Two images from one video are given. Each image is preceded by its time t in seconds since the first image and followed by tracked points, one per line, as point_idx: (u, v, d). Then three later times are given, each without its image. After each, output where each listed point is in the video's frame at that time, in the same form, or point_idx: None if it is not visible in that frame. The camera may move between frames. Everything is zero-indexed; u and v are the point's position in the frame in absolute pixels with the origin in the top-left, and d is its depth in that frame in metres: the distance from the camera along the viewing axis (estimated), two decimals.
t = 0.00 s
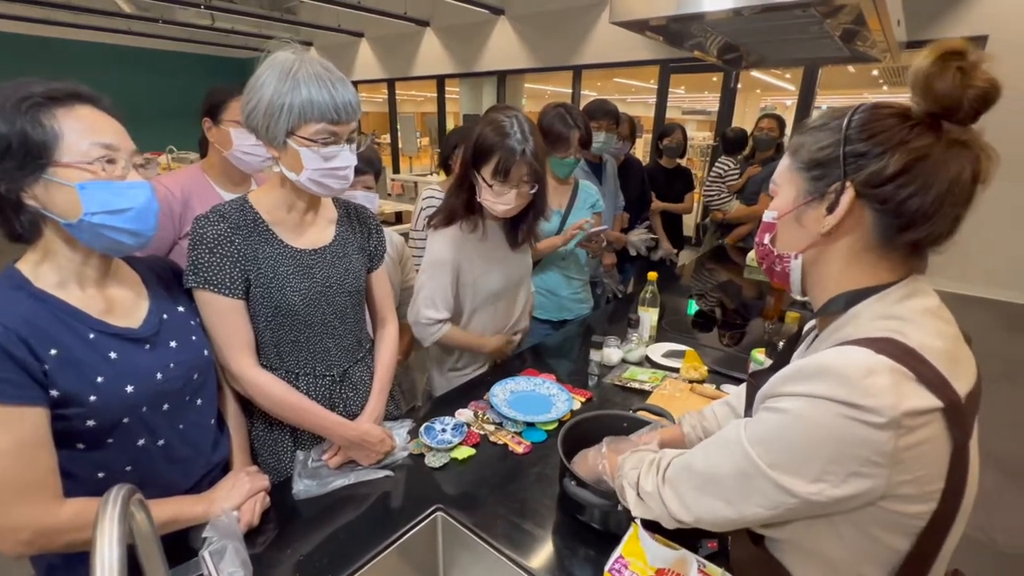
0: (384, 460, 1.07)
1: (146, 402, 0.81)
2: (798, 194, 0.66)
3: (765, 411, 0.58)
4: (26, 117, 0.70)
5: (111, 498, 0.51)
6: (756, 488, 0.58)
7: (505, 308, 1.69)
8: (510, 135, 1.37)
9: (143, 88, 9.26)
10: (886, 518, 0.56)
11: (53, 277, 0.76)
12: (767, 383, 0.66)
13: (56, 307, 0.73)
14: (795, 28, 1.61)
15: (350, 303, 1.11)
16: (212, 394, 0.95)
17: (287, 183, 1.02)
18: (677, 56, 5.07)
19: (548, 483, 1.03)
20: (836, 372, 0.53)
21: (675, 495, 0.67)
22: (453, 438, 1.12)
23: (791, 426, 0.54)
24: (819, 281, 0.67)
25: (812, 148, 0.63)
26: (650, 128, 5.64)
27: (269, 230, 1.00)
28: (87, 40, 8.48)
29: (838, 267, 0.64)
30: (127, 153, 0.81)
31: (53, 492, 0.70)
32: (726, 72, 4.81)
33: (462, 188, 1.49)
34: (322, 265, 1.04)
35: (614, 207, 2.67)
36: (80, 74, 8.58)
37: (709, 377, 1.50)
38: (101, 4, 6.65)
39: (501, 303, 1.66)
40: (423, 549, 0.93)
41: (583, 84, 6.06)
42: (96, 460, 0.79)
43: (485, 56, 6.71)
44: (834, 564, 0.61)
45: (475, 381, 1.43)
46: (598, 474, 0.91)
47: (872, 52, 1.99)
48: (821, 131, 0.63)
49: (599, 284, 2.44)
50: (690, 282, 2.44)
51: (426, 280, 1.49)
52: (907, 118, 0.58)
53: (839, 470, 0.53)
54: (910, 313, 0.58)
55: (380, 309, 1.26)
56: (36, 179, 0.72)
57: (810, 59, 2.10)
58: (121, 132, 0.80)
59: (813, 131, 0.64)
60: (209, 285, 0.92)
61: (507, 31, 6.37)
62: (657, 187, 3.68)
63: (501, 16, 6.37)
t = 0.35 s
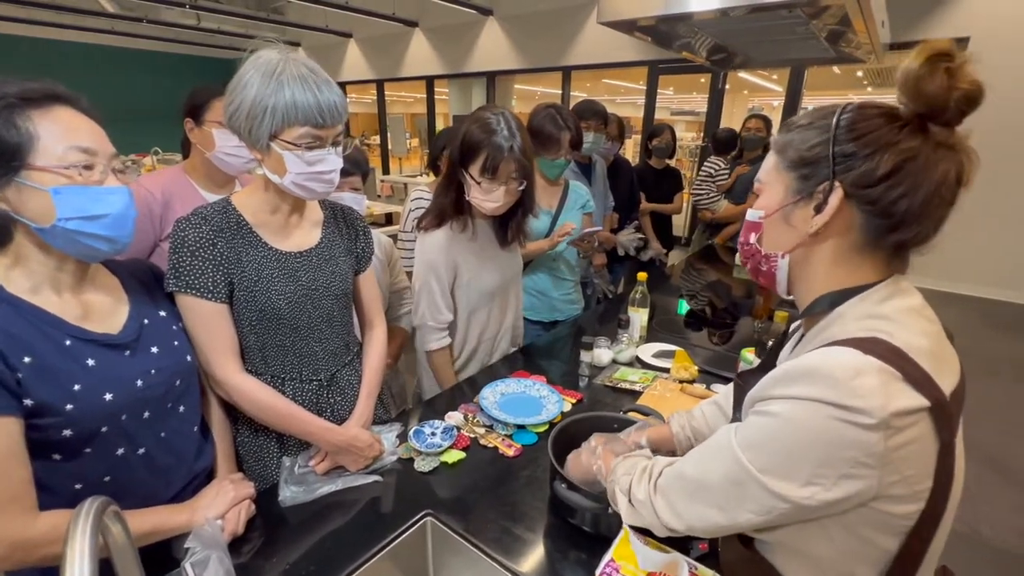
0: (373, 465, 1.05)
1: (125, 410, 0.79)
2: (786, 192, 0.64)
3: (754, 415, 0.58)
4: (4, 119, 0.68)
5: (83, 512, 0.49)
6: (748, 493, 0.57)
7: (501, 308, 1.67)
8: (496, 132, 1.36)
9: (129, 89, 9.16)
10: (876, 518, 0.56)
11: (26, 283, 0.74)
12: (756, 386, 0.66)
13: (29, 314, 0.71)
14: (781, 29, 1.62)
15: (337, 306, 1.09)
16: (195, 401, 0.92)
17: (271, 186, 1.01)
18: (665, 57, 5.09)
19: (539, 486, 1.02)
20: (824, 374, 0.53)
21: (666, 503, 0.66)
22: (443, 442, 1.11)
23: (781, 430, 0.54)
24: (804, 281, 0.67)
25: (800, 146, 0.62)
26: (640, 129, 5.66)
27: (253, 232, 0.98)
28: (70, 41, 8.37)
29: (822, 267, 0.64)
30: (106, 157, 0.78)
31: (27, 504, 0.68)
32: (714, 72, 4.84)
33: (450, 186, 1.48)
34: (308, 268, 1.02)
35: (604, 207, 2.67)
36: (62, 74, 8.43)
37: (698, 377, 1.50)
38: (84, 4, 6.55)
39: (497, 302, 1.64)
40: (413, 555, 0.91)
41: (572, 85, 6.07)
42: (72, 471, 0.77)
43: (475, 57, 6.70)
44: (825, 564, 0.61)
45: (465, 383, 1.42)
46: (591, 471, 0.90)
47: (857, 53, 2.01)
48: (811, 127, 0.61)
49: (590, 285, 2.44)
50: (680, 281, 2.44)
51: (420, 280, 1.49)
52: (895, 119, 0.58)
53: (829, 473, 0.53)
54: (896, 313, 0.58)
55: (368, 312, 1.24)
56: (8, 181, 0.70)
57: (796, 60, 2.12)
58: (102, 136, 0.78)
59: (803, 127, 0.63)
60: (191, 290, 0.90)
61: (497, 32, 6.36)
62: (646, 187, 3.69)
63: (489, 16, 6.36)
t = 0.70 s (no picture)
0: (364, 469, 1.04)
1: (109, 418, 0.77)
2: (785, 192, 0.64)
3: (751, 418, 0.57)
4: None
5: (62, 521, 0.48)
6: (746, 497, 0.57)
7: (497, 308, 1.65)
8: (488, 130, 1.36)
9: (116, 90, 9.08)
10: (872, 518, 0.56)
11: (6, 287, 0.72)
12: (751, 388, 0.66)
13: (9, 320, 0.70)
14: (770, 30, 1.63)
15: (326, 309, 1.08)
16: (181, 407, 0.91)
17: (257, 188, 0.99)
18: (655, 58, 5.12)
19: (532, 487, 1.02)
20: (822, 375, 0.53)
21: (661, 508, 0.66)
22: (435, 445, 1.10)
23: (780, 433, 0.54)
24: (799, 281, 0.67)
25: (799, 144, 0.62)
26: (630, 129, 5.68)
27: (239, 234, 0.97)
28: (56, 41, 8.30)
29: (815, 267, 0.65)
30: (89, 158, 0.77)
31: (7, 515, 0.66)
32: (703, 73, 4.87)
33: (442, 184, 1.47)
34: (296, 270, 1.01)
35: (595, 207, 2.67)
36: (45, 73, 8.30)
37: (690, 377, 1.50)
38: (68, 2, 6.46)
39: (492, 302, 1.62)
40: (408, 561, 0.90)
41: (563, 85, 6.08)
42: (52, 481, 0.75)
43: (465, 57, 6.69)
44: (821, 565, 0.60)
45: (458, 385, 1.41)
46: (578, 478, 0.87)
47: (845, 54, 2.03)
48: (813, 124, 0.61)
49: (582, 285, 2.44)
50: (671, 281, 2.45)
51: (407, 277, 1.48)
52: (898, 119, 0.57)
53: (830, 474, 0.53)
54: (890, 312, 0.58)
55: (358, 314, 1.23)
56: None
57: (785, 60, 2.13)
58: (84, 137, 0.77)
59: (807, 122, 0.62)
60: (176, 293, 0.89)
61: (487, 32, 6.36)
62: (638, 187, 3.70)
63: (480, 16, 6.35)
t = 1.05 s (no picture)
0: (357, 473, 1.03)
1: (93, 423, 0.76)
2: (778, 194, 0.64)
3: (741, 415, 0.57)
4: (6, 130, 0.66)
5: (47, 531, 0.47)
6: (736, 493, 0.57)
7: (495, 306, 1.64)
8: (484, 129, 1.35)
9: (108, 91, 9.01)
10: (864, 517, 0.56)
11: None
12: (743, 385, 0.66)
13: None
14: (762, 30, 1.63)
15: (319, 311, 1.07)
16: (170, 411, 0.90)
17: (247, 190, 0.98)
18: (648, 59, 5.13)
19: (527, 489, 1.01)
20: (810, 374, 0.53)
21: (656, 503, 0.66)
22: (429, 447, 1.09)
23: (768, 430, 0.54)
24: (794, 283, 0.67)
25: (790, 146, 0.62)
26: (623, 130, 5.70)
27: (229, 236, 0.96)
28: (44, 41, 8.20)
29: (807, 266, 0.65)
30: (97, 176, 0.77)
31: None
32: (696, 74, 4.89)
33: (439, 184, 1.46)
34: (287, 272, 1.00)
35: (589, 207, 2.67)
36: (33, 74, 8.21)
37: (685, 377, 1.51)
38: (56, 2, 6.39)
39: (486, 304, 1.61)
40: (403, 565, 0.90)
41: (556, 86, 6.09)
42: (36, 489, 0.73)
43: (459, 58, 6.69)
44: (813, 565, 0.60)
45: (452, 387, 1.40)
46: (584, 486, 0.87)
47: (836, 55, 2.04)
48: (801, 127, 0.61)
49: (576, 286, 2.42)
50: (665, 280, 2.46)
51: (396, 277, 1.47)
52: (887, 119, 0.58)
53: (817, 472, 0.53)
54: (883, 312, 0.58)
55: (351, 316, 1.22)
56: None
57: (777, 61, 2.14)
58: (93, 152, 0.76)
59: (795, 124, 0.62)
60: (165, 296, 0.87)
61: (480, 33, 6.36)
62: (631, 187, 3.71)
63: (473, 17, 6.35)
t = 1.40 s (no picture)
0: (356, 474, 1.03)
1: (90, 426, 0.75)
2: (771, 201, 0.65)
3: (742, 411, 0.58)
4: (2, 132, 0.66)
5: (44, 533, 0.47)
6: (735, 488, 0.57)
7: (498, 309, 1.64)
8: (487, 130, 1.35)
9: (100, 91, 8.96)
10: (864, 516, 0.57)
11: None
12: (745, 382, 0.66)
13: None
14: (756, 31, 1.64)
15: (316, 312, 1.06)
16: (167, 413, 0.89)
17: (243, 191, 0.98)
18: (643, 59, 5.15)
19: (526, 489, 1.01)
20: (810, 372, 0.53)
21: (659, 498, 0.66)
22: (427, 448, 1.09)
23: (769, 427, 0.54)
24: (800, 284, 0.67)
25: (774, 154, 0.63)
26: (618, 130, 5.71)
27: (226, 237, 0.95)
28: (35, 41, 8.12)
29: (811, 266, 0.65)
30: (93, 180, 0.77)
31: None
32: (690, 74, 4.91)
33: (441, 186, 1.46)
34: (284, 273, 1.00)
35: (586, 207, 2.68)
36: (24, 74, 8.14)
37: (682, 376, 1.51)
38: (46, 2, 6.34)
39: (490, 305, 1.60)
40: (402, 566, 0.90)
41: (551, 86, 6.09)
42: (33, 492, 0.73)
43: (453, 59, 6.70)
44: (814, 563, 0.61)
45: (450, 388, 1.40)
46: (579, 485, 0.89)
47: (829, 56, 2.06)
48: (781, 133, 0.62)
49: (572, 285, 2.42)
50: (661, 280, 2.47)
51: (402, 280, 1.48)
52: (863, 114, 0.58)
53: (817, 470, 0.53)
54: (887, 312, 0.58)
55: (348, 317, 1.22)
56: None
57: (771, 62, 2.16)
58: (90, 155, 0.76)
59: (775, 131, 0.63)
60: (161, 298, 0.87)
61: (475, 33, 6.37)
62: (626, 187, 3.72)
63: (467, 18, 6.35)
